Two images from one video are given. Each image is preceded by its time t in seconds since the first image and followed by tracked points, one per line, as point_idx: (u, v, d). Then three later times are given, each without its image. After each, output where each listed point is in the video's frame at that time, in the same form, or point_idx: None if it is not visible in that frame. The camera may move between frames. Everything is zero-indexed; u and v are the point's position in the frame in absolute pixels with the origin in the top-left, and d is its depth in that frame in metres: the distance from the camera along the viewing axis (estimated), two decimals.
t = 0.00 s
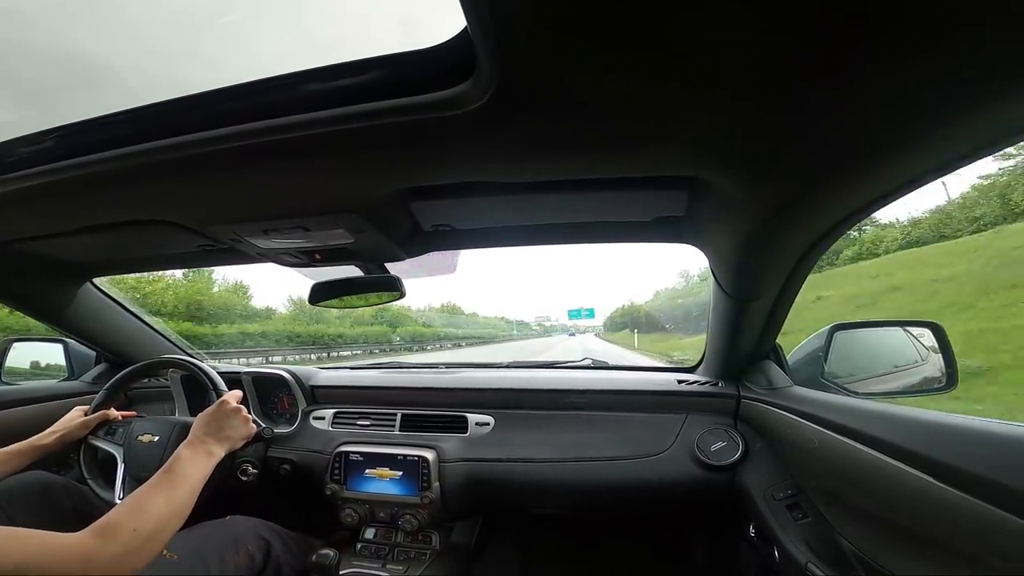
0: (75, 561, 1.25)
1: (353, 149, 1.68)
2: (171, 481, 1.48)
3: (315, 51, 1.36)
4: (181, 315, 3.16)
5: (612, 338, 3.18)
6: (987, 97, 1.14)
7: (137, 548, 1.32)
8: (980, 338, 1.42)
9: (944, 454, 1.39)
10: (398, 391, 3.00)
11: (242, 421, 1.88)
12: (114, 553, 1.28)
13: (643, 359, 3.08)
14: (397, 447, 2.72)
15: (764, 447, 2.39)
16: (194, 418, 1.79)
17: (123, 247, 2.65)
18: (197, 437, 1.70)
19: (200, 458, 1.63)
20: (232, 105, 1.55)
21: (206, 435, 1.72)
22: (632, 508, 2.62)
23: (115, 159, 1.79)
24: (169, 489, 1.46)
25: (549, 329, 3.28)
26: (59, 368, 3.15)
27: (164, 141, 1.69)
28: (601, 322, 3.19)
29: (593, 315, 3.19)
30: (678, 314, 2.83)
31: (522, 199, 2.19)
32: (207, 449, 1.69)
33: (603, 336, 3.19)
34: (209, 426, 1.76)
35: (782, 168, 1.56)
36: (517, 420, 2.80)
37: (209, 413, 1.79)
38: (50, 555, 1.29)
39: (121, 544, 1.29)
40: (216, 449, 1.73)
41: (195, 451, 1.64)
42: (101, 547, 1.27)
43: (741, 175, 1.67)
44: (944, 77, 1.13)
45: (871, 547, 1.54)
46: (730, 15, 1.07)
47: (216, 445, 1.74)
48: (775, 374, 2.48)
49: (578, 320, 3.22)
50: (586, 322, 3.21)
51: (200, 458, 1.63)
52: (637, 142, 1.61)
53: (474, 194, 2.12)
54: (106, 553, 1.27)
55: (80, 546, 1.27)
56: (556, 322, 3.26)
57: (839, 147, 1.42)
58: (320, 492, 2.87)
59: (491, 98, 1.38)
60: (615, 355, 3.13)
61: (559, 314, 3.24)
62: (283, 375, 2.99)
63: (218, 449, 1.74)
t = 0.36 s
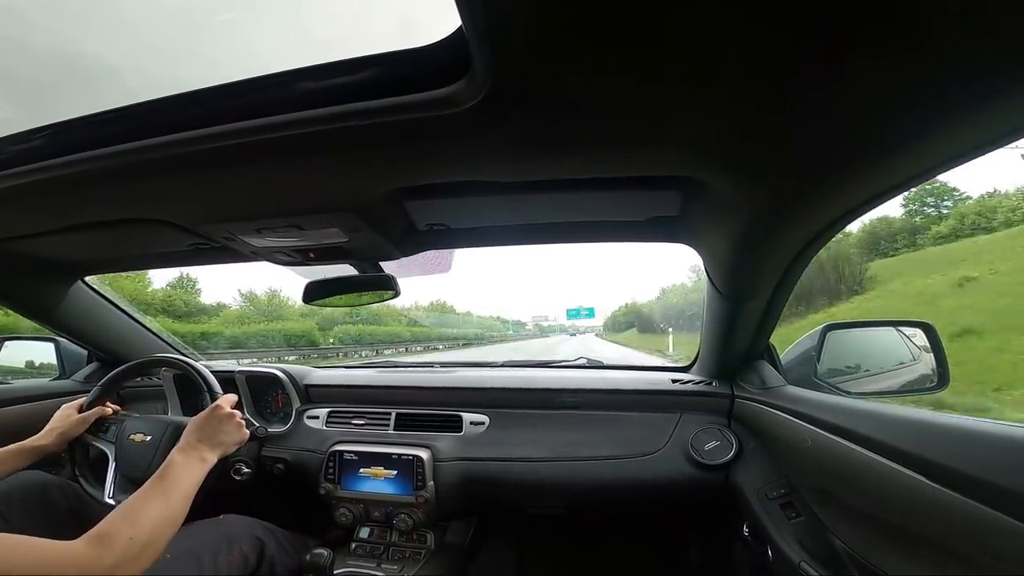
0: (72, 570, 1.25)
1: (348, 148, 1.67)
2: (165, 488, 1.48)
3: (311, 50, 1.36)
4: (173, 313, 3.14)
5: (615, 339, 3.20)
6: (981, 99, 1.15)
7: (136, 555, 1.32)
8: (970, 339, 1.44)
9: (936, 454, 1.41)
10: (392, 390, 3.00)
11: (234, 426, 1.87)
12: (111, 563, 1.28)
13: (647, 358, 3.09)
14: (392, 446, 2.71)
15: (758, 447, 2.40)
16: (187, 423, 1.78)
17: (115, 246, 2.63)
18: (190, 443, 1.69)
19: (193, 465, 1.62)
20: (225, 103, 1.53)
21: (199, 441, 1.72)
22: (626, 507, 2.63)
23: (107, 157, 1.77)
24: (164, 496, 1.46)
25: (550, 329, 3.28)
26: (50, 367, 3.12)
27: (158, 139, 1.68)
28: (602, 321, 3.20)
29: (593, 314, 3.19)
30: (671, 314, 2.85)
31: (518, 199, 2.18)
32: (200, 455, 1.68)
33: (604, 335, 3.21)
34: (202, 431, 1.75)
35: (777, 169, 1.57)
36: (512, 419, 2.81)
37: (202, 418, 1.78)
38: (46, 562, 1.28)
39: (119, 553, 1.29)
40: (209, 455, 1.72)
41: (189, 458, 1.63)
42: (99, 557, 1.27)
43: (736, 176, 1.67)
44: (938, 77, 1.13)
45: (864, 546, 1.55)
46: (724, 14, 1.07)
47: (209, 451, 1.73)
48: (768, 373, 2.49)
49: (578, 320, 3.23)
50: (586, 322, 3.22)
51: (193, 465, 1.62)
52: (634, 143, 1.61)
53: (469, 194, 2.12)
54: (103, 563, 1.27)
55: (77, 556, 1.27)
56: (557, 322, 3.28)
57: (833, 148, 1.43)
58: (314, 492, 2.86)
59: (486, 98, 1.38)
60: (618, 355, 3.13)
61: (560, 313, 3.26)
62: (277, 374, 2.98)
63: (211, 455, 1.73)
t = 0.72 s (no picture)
0: None
1: (345, 148, 1.67)
2: (162, 507, 1.48)
3: (308, 49, 1.35)
4: (166, 313, 3.11)
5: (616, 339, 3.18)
6: (974, 99, 1.16)
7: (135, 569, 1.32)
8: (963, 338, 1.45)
9: (930, 453, 1.42)
10: (389, 391, 3.00)
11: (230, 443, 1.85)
12: None
13: (640, 357, 3.10)
14: (388, 447, 2.71)
15: (754, 446, 2.41)
16: (181, 441, 1.78)
17: (110, 246, 2.61)
18: (184, 462, 1.69)
19: (189, 483, 1.62)
20: (221, 103, 1.53)
21: (194, 459, 1.71)
22: (623, 507, 2.63)
23: (102, 157, 1.76)
24: (159, 515, 1.45)
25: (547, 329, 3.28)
26: (44, 369, 3.10)
27: (153, 139, 1.67)
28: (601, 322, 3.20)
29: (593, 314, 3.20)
30: (668, 315, 2.87)
31: (515, 199, 2.18)
32: (194, 472, 1.68)
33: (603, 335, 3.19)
34: (197, 449, 1.74)
35: (773, 169, 1.58)
36: (509, 420, 2.81)
37: (195, 436, 1.78)
38: None
39: (117, 569, 1.29)
40: (205, 472, 1.72)
41: (182, 476, 1.63)
42: None
43: (733, 176, 1.68)
44: (933, 76, 1.14)
45: (862, 545, 1.56)
46: (721, 14, 1.08)
47: (205, 469, 1.73)
48: (764, 373, 2.50)
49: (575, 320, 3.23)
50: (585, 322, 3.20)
51: (188, 482, 1.62)
52: (631, 143, 1.61)
53: (466, 194, 2.12)
54: None
55: None
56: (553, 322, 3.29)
57: (828, 148, 1.44)
58: (311, 493, 2.86)
59: (484, 98, 1.38)
60: (612, 355, 3.13)
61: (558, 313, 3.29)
62: (272, 375, 2.97)
63: (206, 472, 1.72)
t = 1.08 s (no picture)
0: None
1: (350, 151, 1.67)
2: (173, 510, 1.49)
3: (313, 52, 1.36)
4: (177, 318, 3.15)
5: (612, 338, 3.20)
6: (983, 95, 1.15)
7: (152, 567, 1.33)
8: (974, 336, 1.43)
9: (941, 452, 1.40)
10: (396, 393, 3.00)
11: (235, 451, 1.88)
12: None
13: (642, 358, 3.10)
14: (395, 448, 2.71)
15: (762, 447, 2.39)
16: (189, 450, 1.80)
17: (118, 250, 2.63)
18: (191, 469, 1.70)
19: (198, 487, 1.63)
20: (228, 107, 1.54)
21: (201, 465, 1.73)
22: (630, 508, 2.62)
23: (110, 161, 1.78)
24: (171, 518, 1.46)
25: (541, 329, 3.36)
26: (55, 372, 3.13)
27: (161, 143, 1.68)
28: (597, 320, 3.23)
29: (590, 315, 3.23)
30: (675, 315, 2.84)
31: (518, 200, 2.19)
32: (203, 477, 1.69)
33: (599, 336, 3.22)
34: (204, 456, 1.76)
35: (779, 168, 1.57)
36: (515, 421, 2.81)
37: (202, 443, 1.81)
38: None
39: (131, 569, 1.29)
40: (214, 477, 1.73)
41: (191, 481, 1.65)
42: None
43: (738, 175, 1.67)
44: (940, 72, 1.13)
45: (874, 546, 1.55)
46: (725, 14, 1.07)
47: (213, 474, 1.74)
48: (772, 373, 2.48)
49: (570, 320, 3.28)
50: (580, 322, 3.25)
51: (197, 486, 1.63)
52: (636, 143, 1.61)
53: (470, 195, 2.12)
54: None
55: None
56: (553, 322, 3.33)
57: (836, 146, 1.43)
58: (319, 494, 2.87)
59: (488, 99, 1.38)
60: (619, 355, 3.13)
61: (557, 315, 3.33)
62: (280, 378, 3.00)
63: (216, 477, 1.74)
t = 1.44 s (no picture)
0: None
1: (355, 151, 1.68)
2: None
3: (318, 53, 1.37)
4: (187, 317, 3.17)
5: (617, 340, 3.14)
6: (992, 92, 1.13)
7: None
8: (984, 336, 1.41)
9: (950, 452, 1.38)
10: (402, 392, 3.01)
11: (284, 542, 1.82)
12: None
13: (651, 358, 3.07)
14: (402, 447, 2.72)
15: (770, 447, 2.38)
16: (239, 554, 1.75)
17: (129, 249, 2.65)
18: (247, 552, 1.70)
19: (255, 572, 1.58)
20: (236, 108, 1.55)
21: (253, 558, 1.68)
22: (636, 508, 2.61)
23: (120, 162, 1.79)
24: None
25: (535, 330, 3.31)
26: (67, 370, 3.17)
27: (169, 144, 1.70)
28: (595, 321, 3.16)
29: (589, 314, 3.16)
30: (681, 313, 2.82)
31: (523, 200, 2.18)
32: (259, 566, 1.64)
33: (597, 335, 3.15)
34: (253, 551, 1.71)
35: (786, 166, 1.55)
36: (521, 421, 2.80)
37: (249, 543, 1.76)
38: None
39: None
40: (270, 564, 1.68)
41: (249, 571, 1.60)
42: None
43: (745, 173, 1.65)
44: (947, 70, 1.12)
45: (882, 546, 1.53)
46: (729, 13, 1.07)
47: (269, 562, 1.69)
48: (780, 373, 2.46)
49: (567, 319, 3.22)
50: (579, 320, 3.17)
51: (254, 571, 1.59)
52: (641, 141, 1.60)
53: (475, 194, 2.12)
54: None
55: None
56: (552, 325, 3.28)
57: (843, 144, 1.41)
58: (326, 493, 2.88)
59: (492, 99, 1.38)
60: (627, 355, 3.10)
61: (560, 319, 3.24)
62: (288, 376, 3.02)
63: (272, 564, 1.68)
